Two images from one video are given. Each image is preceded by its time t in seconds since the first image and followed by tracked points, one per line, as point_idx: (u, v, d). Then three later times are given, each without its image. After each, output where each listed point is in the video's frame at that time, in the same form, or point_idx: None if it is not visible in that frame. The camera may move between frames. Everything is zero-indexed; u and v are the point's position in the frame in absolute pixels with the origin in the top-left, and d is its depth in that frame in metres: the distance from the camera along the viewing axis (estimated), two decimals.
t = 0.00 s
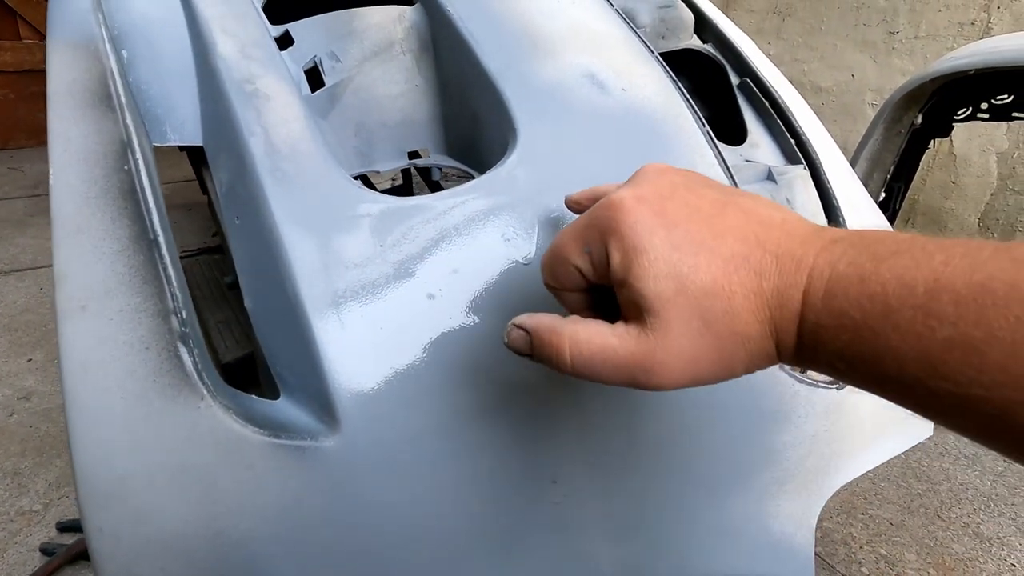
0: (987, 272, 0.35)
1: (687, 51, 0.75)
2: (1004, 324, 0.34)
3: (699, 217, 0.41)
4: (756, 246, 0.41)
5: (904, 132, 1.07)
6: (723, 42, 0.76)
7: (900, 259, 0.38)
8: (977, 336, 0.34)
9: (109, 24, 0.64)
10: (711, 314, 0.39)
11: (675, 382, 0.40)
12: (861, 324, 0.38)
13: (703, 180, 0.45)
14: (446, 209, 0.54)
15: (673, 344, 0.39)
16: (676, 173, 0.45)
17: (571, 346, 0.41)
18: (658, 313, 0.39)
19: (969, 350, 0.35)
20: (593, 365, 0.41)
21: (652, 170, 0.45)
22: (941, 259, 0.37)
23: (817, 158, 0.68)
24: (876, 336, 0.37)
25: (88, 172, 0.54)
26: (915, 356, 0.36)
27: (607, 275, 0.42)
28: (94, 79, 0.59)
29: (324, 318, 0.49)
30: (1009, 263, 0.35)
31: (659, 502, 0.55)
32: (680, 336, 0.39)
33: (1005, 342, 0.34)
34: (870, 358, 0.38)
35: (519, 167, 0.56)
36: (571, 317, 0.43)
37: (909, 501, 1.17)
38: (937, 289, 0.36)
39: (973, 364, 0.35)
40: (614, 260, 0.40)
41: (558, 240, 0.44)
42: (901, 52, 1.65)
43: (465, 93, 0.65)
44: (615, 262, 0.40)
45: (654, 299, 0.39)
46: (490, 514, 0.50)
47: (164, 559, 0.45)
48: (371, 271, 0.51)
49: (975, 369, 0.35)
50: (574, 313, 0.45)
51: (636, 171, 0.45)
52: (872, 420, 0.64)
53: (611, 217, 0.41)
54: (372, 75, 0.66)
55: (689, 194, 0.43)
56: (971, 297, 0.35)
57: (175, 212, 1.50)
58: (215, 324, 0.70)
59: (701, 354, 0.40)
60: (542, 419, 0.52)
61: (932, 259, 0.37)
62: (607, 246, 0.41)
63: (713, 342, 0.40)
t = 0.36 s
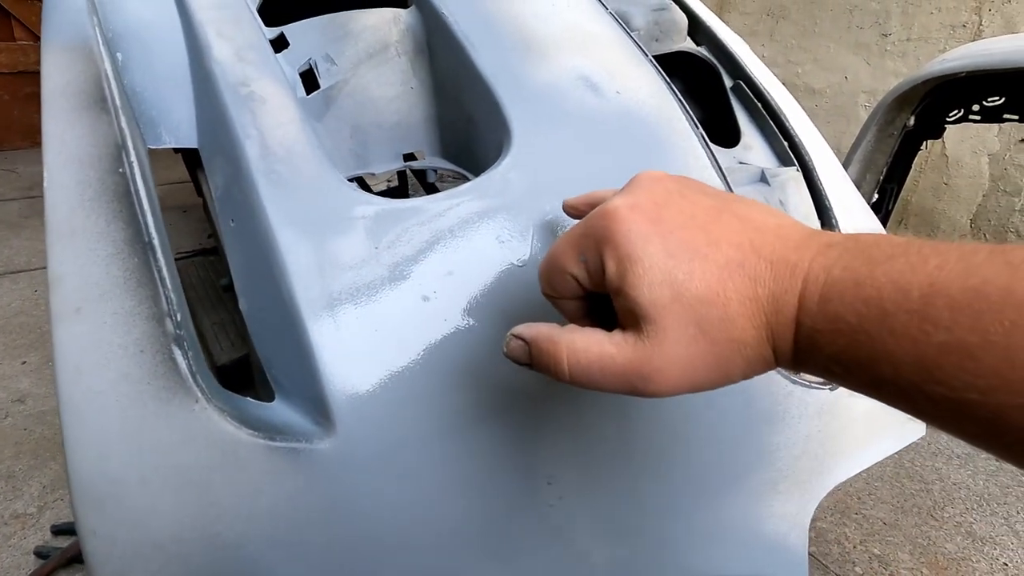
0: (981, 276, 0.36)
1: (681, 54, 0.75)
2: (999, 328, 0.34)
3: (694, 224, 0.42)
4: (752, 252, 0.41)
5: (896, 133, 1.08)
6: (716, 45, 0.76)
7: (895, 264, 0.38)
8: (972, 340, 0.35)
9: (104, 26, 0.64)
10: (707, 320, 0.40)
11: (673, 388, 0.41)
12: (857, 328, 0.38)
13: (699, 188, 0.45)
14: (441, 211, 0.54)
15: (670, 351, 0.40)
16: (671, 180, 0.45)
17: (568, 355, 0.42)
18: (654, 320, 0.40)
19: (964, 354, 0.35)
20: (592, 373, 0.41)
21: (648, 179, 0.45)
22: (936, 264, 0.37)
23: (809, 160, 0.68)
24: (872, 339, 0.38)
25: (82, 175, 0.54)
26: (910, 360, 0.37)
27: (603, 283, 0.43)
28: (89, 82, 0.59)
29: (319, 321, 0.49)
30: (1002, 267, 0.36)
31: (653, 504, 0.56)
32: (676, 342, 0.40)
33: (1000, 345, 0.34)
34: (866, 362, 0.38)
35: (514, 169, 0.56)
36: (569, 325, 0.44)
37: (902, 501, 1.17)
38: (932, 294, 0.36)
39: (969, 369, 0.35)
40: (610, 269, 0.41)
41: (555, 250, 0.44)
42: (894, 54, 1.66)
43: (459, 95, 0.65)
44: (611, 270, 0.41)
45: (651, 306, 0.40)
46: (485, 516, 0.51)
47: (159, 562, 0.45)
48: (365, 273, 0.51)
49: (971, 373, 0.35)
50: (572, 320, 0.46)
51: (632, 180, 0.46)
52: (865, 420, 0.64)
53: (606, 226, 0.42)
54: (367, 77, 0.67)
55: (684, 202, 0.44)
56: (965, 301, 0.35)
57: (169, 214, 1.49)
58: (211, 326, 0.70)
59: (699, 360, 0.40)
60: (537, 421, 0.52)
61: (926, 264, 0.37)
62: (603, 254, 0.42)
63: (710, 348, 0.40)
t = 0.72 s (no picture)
0: (974, 286, 0.36)
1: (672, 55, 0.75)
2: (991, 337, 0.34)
3: (692, 233, 0.42)
4: (749, 260, 0.41)
5: (888, 136, 1.08)
6: (707, 47, 0.76)
7: (890, 273, 0.38)
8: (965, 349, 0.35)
9: (94, 28, 0.64)
10: (704, 328, 0.40)
11: (671, 395, 0.41)
12: (852, 337, 0.38)
13: (697, 196, 0.45)
14: (432, 214, 0.54)
15: (668, 358, 0.40)
16: (670, 188, 0.45)
17: (567, 362, 0.42)
18: (652, 328, 0.40)
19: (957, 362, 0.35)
20: (591, 379, 0.41)
21: (648, 187, 0.45)
22: (930, 274, 0.37)
23: (801, 162, 0.68)
24: (867, 349, 0.38)
25: (70, 177, 0.53)
26: (905, 369, 0.37)
27: (603, 290, 0.43)
28: (78, 83, 0.59)
29: (308, 324, 0.49)
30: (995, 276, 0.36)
31: (644, 507, 0.55)
32: (674, 350, 0.39)
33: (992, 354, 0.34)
34: (861, 371, 0.38)
35: (505, 172, 0.56)
36: (568, 331, 0.44)
37: (895, 502, 1.18)
38: (925, 303, 0.36)
39: (961, 377, 0.35)
40: (608, 277, 0.41)
41: (554, 257, 0.44)
42: (887, 56, 1.67)
43: (451, 97, 0.65)
44: (609, 278, 0.41)
45: (648, 314, 0.39)
46: (475, 519, 0.50)
47: (146, 567, 0.45)
48: (356, 275, 0.51)
49: (964, 382, 0.35)
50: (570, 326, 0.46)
51: (631, 188, 0.46)
52: (857, 423, 0.64)
53: (605, 233, 0.42)
54: (358, 79, 0.66)
55: (682, 210, 0.43)
56: (959, 311, 0.35)
57: (163, 216, 1.49)
58: (205, 328, 0.70)
59: (696, 368, 0.40)
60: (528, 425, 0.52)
61: (920, 273, 0.37)
62: (602, 262, 0.41)
63: (707, 356, 0.40)
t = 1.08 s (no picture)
0: (959, 293, 0.36)
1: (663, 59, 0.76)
2: (976, 344, 0.35)
3: (679, 240, 0.42)
4: (736, 267, 0.41)
5: (880, 137, 1.09)
6: (698, 50, 0.77)
7: (876, 280, 0.38)
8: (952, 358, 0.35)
9: (87, 31, 0.64)
10: (691, 336, 0.40)
11: (659, 402, 0.41)
12: (838, 344, 0.38)
13: (685, 202, 0.45)
14: (424, 217, 0.54)
15: (656, 365, 0.40)
16: (658, 195, 0.45)
17: (555, 369, 0.42)
18: (640, 336, 0.40)
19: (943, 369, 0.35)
20: (580, 387, 0.42)
21: (635, 193, 0.45)
22: (913, 280, 0.37)
23: (791, 166, 0.68)
24: (853, 355, 0.38)
25: (63, 181, 0.53)
26: (891, 376, 0.37)
27: (591, 298, 0.43)
28: (70, 87, 0.59)
29: (301, 327, 0.49)
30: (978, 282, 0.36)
31: (636, 508, 0.56)
32: (661, 357, 0.40)
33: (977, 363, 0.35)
34: (849, 377, 0.39)
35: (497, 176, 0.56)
36: (556, 339, 0.44)
37: (888, 503, 1.18)
38: (910, 311, 0.37)
39: (947, 385, 0.35)
40: (596, 284, 0.41)
41: (542, 264, 0.44)
42: (879, 58, 1.68)
43: (444, 101, 0.65)
44: (597, 286, 0.41)
45: (636, 322, 0.40)
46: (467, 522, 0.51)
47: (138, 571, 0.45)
48: (348, 279, 0.51)
49: (950, 389, 0.35)
50: (560, 332, 0.46)
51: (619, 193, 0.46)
52: (850, 424, 0.65)
53: (593, 241, 0.42)
54: (351, 83, 0.66)
55: (670, 217, 0.44)
56: (943, 318, 0.36)
57: (157, 219, 1.49)
58: (199, 330, 0.71)
59: (684, 375, 0.40)
60: (520, 426, 0.53)
61: (905, 280, 0.38)
62: (590, 270, 0.42)
63: (695, 362, 0.40)
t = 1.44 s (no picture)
0: (967, 304, 0.36)
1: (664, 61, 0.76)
2: (987, 355, 0.35)
3: (688, 252, 0.43)
4: (744, 279, 0.42)
5: (876, 138, 1.10)
6: (698, 52, 0.77)
7: (883, 292, 0.39)
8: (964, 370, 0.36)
9: (89, 34, 0.64)
10: (700, 347, 0.40)
11: (668, 413, 0.42)
12: (848, 355, 0.39)
13: (692, 214, 0.46)
14: (428, 220, 0.54)
15: (666, 377, 0.40)
16: (665, 207, 0.46)
17: (565, 381, 0.42)
18: (650, 348, 0.40)
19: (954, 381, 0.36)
20: (589, 400, 0.42)
21: (643, 205, 0.46)
22: (919, 293, 0.38)
23: (790, 167, 0.69)
24: (863, 367, 0.39)
25: (67, 184, 0.53)
26: (901, 387, 0.37)
27: (599, 310, 0.43)
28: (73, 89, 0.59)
29: (306, 330, 0.49)
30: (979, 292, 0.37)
31: (637, 508, 0.56)
32: (671, 369, 0.40)
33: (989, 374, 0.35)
34: (859, 389, 0.39)
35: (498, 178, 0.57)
36: (564, 350, 0.44)
37: (885, 500, 1.19)
38: (920, 322, 0.37)
39: (959, 397, 0.36)
40: (605, 297, 0.42)
41: (550, 275, 0.45)
42: (873, 58, 1.69)
43: (445, 103, 0.66)
44: (606, 299, 0.42)
45: (645, 334, 0.40)
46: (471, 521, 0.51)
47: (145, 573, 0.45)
48: (353, 281, 0.51)
49: (962, 401, 0.36)
50: (567, 343, 0.47)
51: (627, 205, 0.46)
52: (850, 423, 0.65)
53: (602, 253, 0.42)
54: (353, 85, 0.67)
55: (678, 230, 0.44)
56: (953, 329, 0.36)
57: (156, 220, 1.49)
58: (198, 331, 0.71)
59: (693, 386, 0.41)
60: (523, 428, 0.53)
61: (913, 292, 0.38)
62: (598, 282, 0.42)
63: (703, 374, 0.41)
